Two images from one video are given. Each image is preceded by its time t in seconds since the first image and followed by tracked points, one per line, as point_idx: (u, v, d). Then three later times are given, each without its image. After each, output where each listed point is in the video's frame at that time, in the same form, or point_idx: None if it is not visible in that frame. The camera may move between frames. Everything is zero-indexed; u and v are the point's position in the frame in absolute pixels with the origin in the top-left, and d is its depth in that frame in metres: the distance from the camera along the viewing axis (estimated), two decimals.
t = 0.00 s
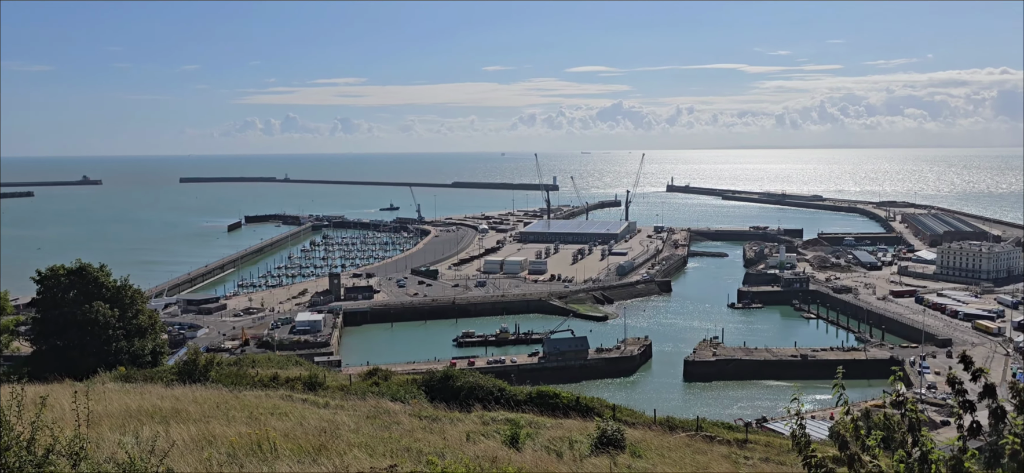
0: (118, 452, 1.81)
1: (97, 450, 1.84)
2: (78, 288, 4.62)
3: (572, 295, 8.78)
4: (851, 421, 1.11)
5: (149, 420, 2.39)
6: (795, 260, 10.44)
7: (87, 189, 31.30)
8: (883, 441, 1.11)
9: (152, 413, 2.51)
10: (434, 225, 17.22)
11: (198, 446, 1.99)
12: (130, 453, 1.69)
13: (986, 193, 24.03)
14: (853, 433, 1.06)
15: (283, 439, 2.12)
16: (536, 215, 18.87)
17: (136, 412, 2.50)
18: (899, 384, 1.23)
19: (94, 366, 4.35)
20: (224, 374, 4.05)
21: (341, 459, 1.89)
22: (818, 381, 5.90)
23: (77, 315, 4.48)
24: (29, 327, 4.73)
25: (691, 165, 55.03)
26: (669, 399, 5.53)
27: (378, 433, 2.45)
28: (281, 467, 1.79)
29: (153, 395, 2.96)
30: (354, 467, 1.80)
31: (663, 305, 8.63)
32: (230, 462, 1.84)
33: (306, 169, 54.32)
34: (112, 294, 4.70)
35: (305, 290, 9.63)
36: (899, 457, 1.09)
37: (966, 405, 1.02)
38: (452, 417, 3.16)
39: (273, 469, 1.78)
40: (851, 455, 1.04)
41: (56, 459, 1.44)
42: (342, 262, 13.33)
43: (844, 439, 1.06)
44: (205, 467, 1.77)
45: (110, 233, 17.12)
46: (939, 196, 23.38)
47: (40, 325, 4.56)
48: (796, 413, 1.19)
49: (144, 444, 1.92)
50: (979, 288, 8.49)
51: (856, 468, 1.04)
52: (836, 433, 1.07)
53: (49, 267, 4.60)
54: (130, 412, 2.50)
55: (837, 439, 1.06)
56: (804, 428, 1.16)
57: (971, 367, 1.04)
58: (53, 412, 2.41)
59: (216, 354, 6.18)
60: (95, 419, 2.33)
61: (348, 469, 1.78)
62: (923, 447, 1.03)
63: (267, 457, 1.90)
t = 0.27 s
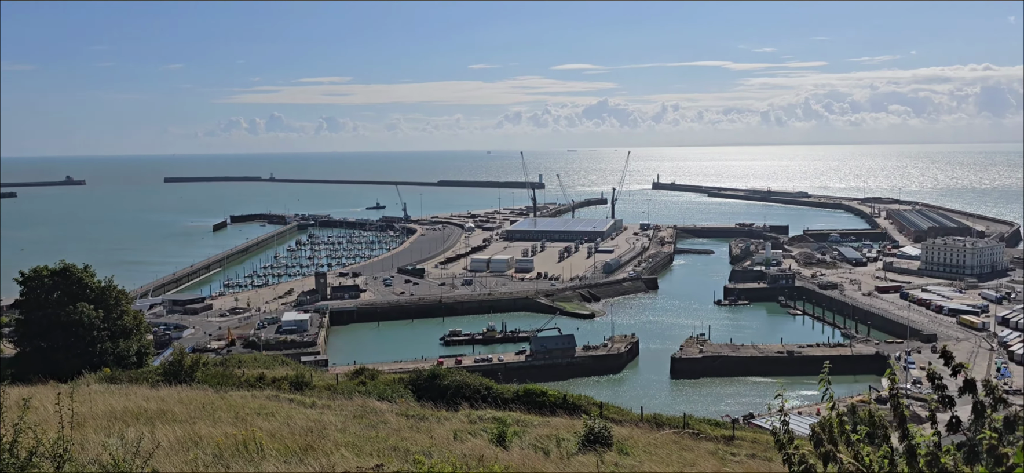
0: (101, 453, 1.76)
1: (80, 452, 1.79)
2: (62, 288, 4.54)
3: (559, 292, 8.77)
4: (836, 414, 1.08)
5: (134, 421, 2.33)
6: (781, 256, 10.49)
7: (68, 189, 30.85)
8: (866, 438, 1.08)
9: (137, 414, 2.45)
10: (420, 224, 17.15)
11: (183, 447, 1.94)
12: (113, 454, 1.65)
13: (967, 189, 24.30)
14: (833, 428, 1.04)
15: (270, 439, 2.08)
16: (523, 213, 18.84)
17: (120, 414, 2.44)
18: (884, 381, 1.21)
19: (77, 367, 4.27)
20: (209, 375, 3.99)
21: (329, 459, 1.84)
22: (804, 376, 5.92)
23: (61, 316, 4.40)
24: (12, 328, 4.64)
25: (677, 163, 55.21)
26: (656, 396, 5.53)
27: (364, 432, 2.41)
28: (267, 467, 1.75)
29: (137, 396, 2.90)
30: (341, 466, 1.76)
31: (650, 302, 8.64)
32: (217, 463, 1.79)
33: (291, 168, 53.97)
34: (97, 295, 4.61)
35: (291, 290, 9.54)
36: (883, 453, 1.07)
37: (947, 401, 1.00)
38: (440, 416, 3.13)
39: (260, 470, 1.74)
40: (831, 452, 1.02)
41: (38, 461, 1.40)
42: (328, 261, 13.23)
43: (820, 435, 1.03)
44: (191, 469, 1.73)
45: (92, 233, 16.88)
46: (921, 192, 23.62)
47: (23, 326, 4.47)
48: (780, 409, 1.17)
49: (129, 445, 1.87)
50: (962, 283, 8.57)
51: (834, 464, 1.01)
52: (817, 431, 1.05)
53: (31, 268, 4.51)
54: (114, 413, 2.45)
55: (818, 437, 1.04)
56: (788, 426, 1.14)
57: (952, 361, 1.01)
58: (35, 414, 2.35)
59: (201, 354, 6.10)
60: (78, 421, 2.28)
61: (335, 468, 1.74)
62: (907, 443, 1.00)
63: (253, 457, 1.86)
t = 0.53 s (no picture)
0: (94, 456, 1.75)
1: (73, 454, 1.78)
2: (53, 290, 4.51)
3: (554, 291, 8.78)
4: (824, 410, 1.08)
5: (127, 424, 2.32)
6: (775, 254, 10.53)
7: (60, 190, 30.67)
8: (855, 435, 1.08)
9: (131, 416, 2.44)
10: (414, 223, 17.13)
11: (177, 448, 1.94)
12: (106, 456, 1.64)
13: (959, 185, 24.43)
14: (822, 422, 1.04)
15: (263, 440, 2.07)
16: (517, 212, 18.84)
17: (113, 415, 2.43)
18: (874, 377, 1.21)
19: (70, 369, 4.24)
20: (203, 376, 3.97)
21: (323, 459, 1.84)
22: (797, 373, 5.94)
23: (53, 318, 4.37)
24: (4, 331, 4.62)
25: (671, 161, 55.29)
26: (651, 394, 5.54)
27: (358, 432, 2.41)
28: (261, 468, 1.75)
29: (130, 398, 2.88)
30: (335, 467, 1.76)
31: (644, 300, 8.65)
32: (211, 464, 1.79)
33: (286, 168, 53.87)
34: (89, 296, 4.59)
35: (285, 290, 9.51)
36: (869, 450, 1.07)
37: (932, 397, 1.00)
38: (434, 415, 3.12)
39: (253, 471, 1.73)
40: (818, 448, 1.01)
41: (31, 464, 1.40)
42: (322, 261, 13.20)
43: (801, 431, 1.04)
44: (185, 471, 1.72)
45: (84, 235, 16.79)
46: (914, 189, 23.73)
47: (15, 328, 4.45)
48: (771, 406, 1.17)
49: (122, 447, 1.87)
50: (954, 279, 8.61)
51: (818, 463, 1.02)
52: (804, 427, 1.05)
53: (23, 270, 4.48)
54: (107, 415, 2.44)
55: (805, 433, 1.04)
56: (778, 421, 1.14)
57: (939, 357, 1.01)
58: (28, 416, 2.33)
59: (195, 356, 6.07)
60: (72, 423, 2.26)
61: (329, 469, 1.73)
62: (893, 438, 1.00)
63: (247, 459, 1.85)
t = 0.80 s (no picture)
0: (87, 458, 1.73)
1: (67, 457, 1.77)
2: (46, 293, 4.48)
3: (549, 291, 8.77)
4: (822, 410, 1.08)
5: (121, 426, 2.31)
6: (769, 253, 10.55)
7: (51, 193, 30.49)
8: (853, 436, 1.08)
9: (124, 419, 2.42)
10: (408, 225, 17.10)
11: (171, 451, 1.93)
12: (99, 459, 1.63)
13: (952, 184, 24.54)
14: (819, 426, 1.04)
15: (259, 443, 2.06)
16: (512, 212, 18.84)
17: (107, 418, 2.42)
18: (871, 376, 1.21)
19: (63, 372, 4.21)
20: (198, 378, 3.95)
21: (317, 462, 1.83)
22: (792, 373, 5.95)
23: (46, 321, 4.35)
24: None
25: (665, 161, 55.37)
26: (646, 394, 5.55)
27: (354, 434, 2.40)
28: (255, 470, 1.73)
29: (124, 401, 2.87)
30: (330, 469, 1.75)
31: (639, 300, 8.66)
32: (205, 467, 1.78)
33: (279, 169, 53.65)
34: (82, 299, 4.55)
35: (280, 292, 9.49)
36: (866, 449, 1.07)
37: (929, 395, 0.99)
38: (429, 416, 3.11)
39: None
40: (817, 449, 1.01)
41: (24, 469, 1.38)
42: (316, 262, 13.17)
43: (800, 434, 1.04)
44: None
45: (77, 237, 16.69)
46: (907, 188, 23.82)
47: (8, 332, 4.42)
48: (768, 406, 1.17)
49: (116, 449, 1.86)
50: (948, 278, 8.65)
51: (817, 464, 1.01)
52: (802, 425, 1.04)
53: (15, 273, 4.45)
54: (100, 418, 2.42)
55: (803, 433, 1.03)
56: (776, 421, 1.13)
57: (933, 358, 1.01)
58: (21, 419, 2.32)
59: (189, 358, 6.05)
60: (65, 426, 2.25)
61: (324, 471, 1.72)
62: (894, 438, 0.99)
63: (242, 461, 1.84)
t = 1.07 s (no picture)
0: (85, 461, 1.73)
1: (65, 460, 1.76)
2: (44, 295, 4.47)
3: (547, 293, 8.78)
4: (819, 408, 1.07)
5: (118, 429, 2.30)
6: (767, 254, 10.57)
7: (49, 195, 30.44)
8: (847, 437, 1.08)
9: (121, 421, 2.42)
10: (407, 226, 17.10)
11: (169, 453, 1.92)
12: (97, 461, 1.62)
13: (949, 185, 24.61)
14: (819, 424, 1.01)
15: (257, 445, 2.06)
16: (510, 214, 18.85)
17: (105, 421, 2.41)
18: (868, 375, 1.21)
19: (61, 375, 4.20)
20: (196, 380, 3.95)
21: (316, 463, 1.83)
22: (790, 373, 5.96)
23: (44, 324, 4.34)
24: None
25: (663, 162, 55.37)
26: (645, 395, 5.55)
27: (352, 436, 2.40)
28: None
29: (122, 404, 2.86)
30: (328, 471, 1.75)
31: (637, 301, 8.67)
32: (203, 470, 1.77)
33: (277, 171, 53.59)
34: (80, 301, 4.55)
35: (278, 294, 9.48)
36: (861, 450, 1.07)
37: (925, 396, 1.00)
38: (428, 418, 3.11)
39: None
40: (813, 449, 1.01)
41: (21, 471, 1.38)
42: (314, 265, 13.16)
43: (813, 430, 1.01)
44: None
45: (74, 240, 16.67)
46: (904, 189, 23.87)
47: (5, 334, 4.41)
48: (764, 406, 1.17)
49: (114, 452, 1.85)
50: (946, 279, 8.67)
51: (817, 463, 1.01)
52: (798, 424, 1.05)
53: (13, 276, 4.44)
54: (98, 420, 2.42)
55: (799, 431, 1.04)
56: (771, 422, 1.14)
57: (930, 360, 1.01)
58: (18, 422, 2.31)
59: (187, 360, 6.04)
60: (63, 429, 2.25)
61: None
62: (889, 437, 1.00)
63: (240, 463, 1.84)
